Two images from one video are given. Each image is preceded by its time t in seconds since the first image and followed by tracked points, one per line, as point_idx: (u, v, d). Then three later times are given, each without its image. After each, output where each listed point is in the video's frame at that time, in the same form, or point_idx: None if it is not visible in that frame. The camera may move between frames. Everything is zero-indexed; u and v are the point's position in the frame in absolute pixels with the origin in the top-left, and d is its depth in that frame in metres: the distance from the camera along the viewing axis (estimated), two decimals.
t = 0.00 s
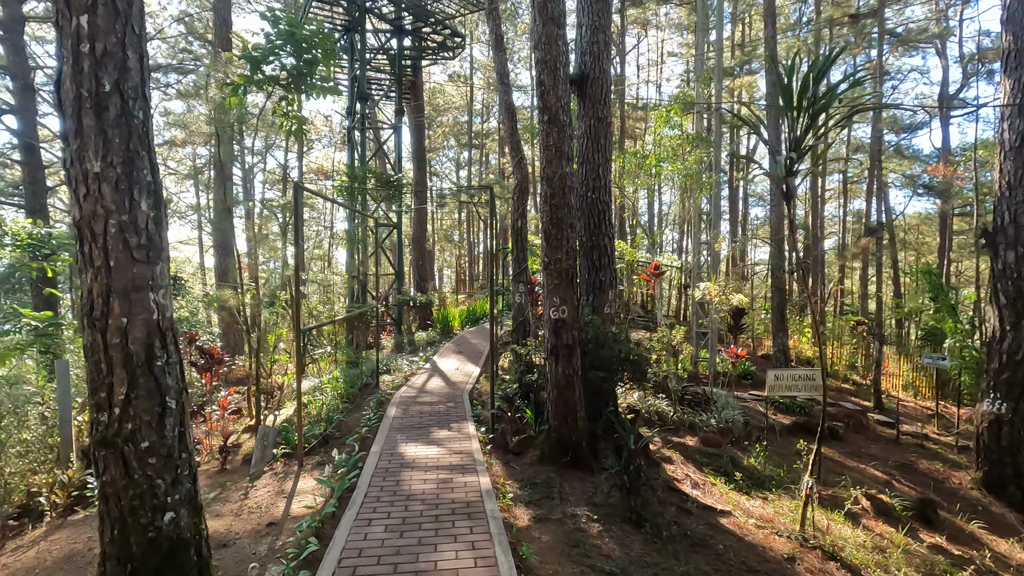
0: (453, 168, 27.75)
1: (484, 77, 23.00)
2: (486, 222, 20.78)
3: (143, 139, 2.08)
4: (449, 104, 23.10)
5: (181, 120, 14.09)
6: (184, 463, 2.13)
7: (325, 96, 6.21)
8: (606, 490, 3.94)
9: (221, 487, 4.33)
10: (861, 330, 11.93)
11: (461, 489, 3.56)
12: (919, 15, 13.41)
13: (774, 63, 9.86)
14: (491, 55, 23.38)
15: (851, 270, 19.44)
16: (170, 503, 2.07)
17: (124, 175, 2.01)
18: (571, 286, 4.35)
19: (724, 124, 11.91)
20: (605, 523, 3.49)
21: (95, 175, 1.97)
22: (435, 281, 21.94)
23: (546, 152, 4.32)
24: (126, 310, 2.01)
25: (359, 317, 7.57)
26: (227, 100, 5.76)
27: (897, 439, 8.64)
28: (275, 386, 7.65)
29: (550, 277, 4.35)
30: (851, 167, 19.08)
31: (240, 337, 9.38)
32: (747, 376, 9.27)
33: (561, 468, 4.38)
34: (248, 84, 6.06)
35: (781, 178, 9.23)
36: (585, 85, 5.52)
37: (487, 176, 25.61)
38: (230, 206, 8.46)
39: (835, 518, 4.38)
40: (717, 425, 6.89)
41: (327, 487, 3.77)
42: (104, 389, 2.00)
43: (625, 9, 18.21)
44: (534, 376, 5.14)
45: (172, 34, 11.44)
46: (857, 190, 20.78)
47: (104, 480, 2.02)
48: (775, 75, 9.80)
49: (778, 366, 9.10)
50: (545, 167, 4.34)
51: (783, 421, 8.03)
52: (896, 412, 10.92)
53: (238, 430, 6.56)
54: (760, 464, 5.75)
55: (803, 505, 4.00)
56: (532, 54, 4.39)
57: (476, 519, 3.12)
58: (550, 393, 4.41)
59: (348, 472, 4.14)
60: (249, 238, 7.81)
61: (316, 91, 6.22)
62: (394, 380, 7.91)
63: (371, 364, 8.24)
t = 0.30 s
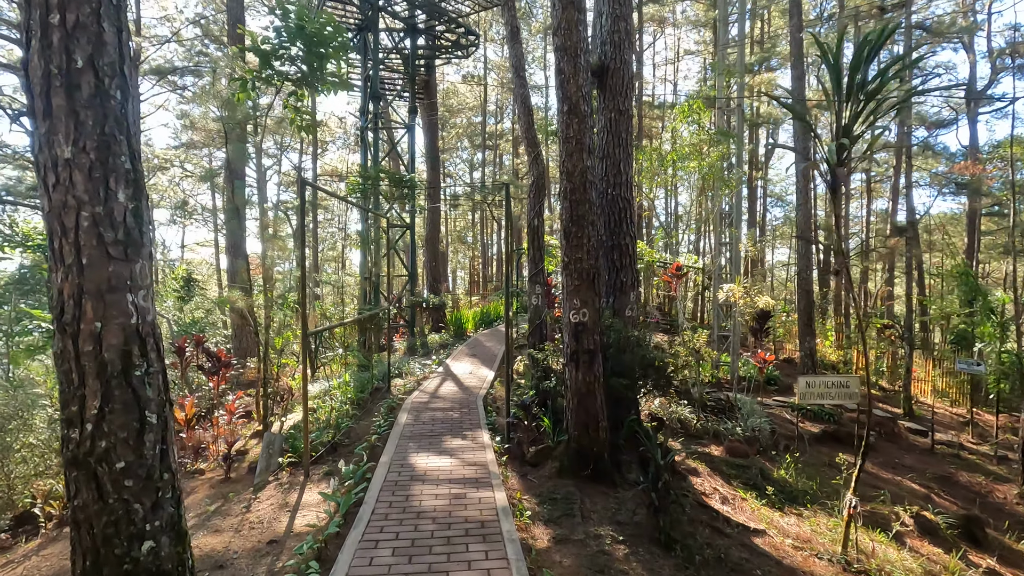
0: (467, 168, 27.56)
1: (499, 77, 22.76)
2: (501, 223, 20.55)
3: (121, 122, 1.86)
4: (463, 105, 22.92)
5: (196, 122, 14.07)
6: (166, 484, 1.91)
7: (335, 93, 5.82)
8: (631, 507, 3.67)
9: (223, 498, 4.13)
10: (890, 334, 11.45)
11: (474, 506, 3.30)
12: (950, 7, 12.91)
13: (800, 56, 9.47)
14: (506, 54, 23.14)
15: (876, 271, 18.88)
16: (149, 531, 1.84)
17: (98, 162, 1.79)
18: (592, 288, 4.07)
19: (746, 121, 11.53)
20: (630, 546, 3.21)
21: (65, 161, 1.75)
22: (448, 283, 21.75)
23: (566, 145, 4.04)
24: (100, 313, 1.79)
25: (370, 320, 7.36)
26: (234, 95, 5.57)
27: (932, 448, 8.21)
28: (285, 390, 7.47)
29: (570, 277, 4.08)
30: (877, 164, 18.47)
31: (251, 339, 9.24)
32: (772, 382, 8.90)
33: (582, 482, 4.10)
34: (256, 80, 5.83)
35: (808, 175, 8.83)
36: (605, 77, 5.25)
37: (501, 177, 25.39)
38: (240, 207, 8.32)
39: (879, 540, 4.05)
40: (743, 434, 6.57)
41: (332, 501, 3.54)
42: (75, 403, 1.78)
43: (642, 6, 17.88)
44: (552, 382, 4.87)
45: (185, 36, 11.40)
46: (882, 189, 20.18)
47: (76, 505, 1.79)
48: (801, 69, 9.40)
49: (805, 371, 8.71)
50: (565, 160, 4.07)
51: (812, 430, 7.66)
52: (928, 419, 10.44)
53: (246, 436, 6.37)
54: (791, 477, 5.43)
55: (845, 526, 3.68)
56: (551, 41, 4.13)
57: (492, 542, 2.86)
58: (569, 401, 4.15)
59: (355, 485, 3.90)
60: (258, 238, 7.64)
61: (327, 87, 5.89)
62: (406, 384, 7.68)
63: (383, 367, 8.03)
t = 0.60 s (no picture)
0: (480, 167, 27.33)
1: (513, 75, 22.48)
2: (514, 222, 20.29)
3: (89, 89, 1.62)
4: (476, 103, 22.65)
5: (209, 120, 13.99)
6: (137, 508, 1.66)
7: (345, 82, 5.38)
8: (659, 523, 3.40)
9: (223, 508, 3.90)
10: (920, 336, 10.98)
11: (489, 522, 3.03)
12: None
13: (828, 46, 9.06)
14: (520, 52, 22.86)
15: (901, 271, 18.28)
16: (117, 562, 1.61)
17: (59, 134, 1.55)
18: (616, 285, 3.78)
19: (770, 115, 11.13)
20: (661, 568, 2.92)
21: (20, 132, 1.51)
22: (460, 282, 21.53)
23: (588, 131, 3.75)
24: (61, 309, 1.55)
25: (381, 319, 7.13)
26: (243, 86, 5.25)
27: (969, 456, 7.79)
28: (294, 391, 7.27)
29: (592, 274, 3.79)
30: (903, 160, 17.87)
31: (261, 338, 9.07)
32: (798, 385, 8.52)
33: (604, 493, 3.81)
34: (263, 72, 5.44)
35: (837, 169, 8.42)
36: (628, 63, 4.97)
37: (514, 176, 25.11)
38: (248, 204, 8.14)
39: (930, 560, 3.71)
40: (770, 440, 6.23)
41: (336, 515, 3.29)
42: (33, 413, 1.54)
43: None
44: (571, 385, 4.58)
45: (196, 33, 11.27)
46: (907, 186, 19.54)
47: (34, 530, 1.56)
48: (829, 58, 9.01)
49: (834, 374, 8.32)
50: (587, 148, 3.77)
51: (843, 436, 7.29)
52: (962, 425, 9.98)
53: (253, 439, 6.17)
54: (826, 488, 5.09)
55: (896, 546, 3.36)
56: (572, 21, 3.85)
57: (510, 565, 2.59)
58: (591, 407, 3.88)
59: (362, 495, 3.65)
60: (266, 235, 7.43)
61: (337, 76, 5.49)
62: (418, 385, 7.44)
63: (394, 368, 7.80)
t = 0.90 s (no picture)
0: (493, 166, 27.05)
1: (526, 73, 22.16)
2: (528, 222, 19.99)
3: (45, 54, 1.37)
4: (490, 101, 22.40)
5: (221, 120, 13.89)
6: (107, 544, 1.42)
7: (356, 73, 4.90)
8: (695, 546, 3.11)
9: (224, 522, 3.66)
10: (953, 338, 10.51)
11: (511, 545, 2.76)
12: None
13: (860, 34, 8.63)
14: (534, 49, 22.52)
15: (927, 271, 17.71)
16: None
17: (9, 103, 1.30)
18: (645, 284, 3.50)
19: (794, 109, 10.72)
20: None
21: None
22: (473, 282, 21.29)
23: (617, 117, 3.47)
24: (10, 312, 1.29)
25: (392, 320, 6.88)
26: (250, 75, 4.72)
27: (1011, 466, 7.37)
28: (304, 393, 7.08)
29: (619, 273, 3.51)
30: (932, 156, 17.24)
31: (271, 339, 8.89)
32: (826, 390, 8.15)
33: (632, 509, 3.53)
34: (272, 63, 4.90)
35: (870, 163, 7.99)
36: (654, 48, 4.70)
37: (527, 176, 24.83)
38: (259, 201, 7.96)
39: None
40: (802, 449, 5.88)
41: (344, 534, 3.03)
42: None
43: None
44: (593, 392, 4.29)
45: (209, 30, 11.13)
46: (933, 183, 18.92)
47: None
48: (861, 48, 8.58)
49: (866, 379, 7.89)
50: (614, 136, 3.49)
51: (878, 444, 6.88)
52: (998, 432, 9.52)
53: (260, 445, 5.96)
54: (867, 502, 4.75)
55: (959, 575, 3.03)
56: None
57: None
58: (617, 415, 3.60)
59: (371, 510, 3.40)
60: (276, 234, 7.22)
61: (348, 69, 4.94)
62: (430, 389, 7.18)
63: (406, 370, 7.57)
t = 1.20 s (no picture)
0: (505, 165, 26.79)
1: (539, 69, 21.83)
2: (540, 220, 19.73)
3: None
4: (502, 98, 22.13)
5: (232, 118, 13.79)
6: None
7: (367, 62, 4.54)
8: (737, 569, 2.84)
9: (226, 533, 3.45)
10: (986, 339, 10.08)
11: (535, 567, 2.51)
12: None
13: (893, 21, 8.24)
14: (546, 45, 22.20)
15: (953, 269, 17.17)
16: None
17: None
18: (679, 280, 3.22)
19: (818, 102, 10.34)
20: None
21: None
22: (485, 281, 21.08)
23: (649, 99, 3.19)
24: None
25: (404, 319, 6.66)
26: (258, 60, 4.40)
27: None
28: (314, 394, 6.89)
29: (650, 268, 3.24)
30: (958, 151, 16.67)
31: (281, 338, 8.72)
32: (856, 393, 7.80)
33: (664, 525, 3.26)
34: (280, 48, 4.58)
35: (904, 154, 7.62)
36: (682, 29, 4.41)
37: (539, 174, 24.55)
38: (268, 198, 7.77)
39: None
40: (836, 456, 5.56)
41: (352, 551, 2.80)
42: None
43: None
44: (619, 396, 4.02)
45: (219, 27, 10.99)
46: (959, 179, 18.35)
47: None
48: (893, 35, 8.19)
49: (899, 381, 7.52)
50: (644, 120, 3.23)
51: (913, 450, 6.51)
52: None
53: (268, 447, 5.78)
54: (910, 515, 4.44)
55: None
56: None
57: None
58: (648, 423, 3.33)
59: (383, 523, 3.16)
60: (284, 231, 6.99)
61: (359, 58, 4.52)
62: (443, 390, 6.95)
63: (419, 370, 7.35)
